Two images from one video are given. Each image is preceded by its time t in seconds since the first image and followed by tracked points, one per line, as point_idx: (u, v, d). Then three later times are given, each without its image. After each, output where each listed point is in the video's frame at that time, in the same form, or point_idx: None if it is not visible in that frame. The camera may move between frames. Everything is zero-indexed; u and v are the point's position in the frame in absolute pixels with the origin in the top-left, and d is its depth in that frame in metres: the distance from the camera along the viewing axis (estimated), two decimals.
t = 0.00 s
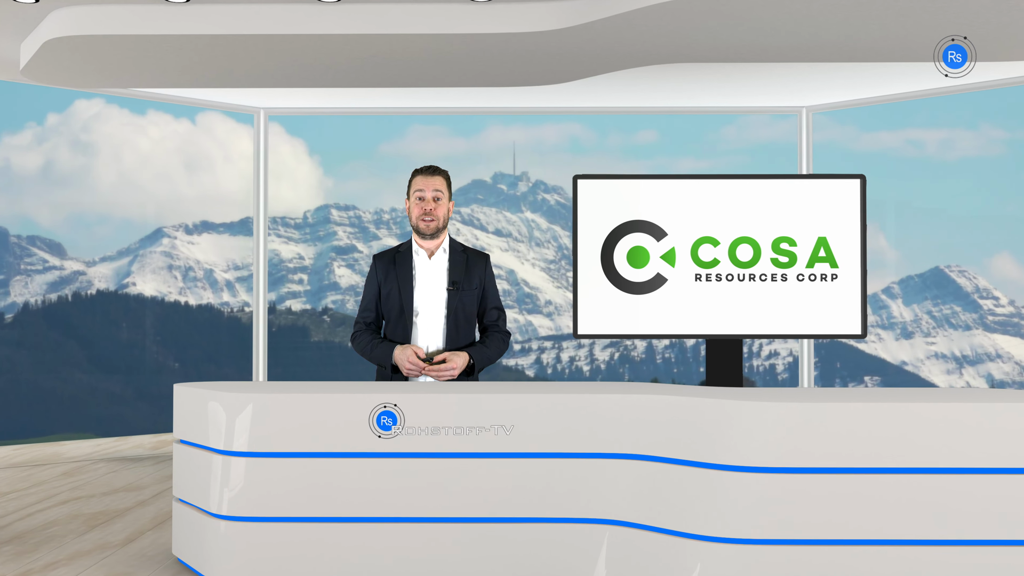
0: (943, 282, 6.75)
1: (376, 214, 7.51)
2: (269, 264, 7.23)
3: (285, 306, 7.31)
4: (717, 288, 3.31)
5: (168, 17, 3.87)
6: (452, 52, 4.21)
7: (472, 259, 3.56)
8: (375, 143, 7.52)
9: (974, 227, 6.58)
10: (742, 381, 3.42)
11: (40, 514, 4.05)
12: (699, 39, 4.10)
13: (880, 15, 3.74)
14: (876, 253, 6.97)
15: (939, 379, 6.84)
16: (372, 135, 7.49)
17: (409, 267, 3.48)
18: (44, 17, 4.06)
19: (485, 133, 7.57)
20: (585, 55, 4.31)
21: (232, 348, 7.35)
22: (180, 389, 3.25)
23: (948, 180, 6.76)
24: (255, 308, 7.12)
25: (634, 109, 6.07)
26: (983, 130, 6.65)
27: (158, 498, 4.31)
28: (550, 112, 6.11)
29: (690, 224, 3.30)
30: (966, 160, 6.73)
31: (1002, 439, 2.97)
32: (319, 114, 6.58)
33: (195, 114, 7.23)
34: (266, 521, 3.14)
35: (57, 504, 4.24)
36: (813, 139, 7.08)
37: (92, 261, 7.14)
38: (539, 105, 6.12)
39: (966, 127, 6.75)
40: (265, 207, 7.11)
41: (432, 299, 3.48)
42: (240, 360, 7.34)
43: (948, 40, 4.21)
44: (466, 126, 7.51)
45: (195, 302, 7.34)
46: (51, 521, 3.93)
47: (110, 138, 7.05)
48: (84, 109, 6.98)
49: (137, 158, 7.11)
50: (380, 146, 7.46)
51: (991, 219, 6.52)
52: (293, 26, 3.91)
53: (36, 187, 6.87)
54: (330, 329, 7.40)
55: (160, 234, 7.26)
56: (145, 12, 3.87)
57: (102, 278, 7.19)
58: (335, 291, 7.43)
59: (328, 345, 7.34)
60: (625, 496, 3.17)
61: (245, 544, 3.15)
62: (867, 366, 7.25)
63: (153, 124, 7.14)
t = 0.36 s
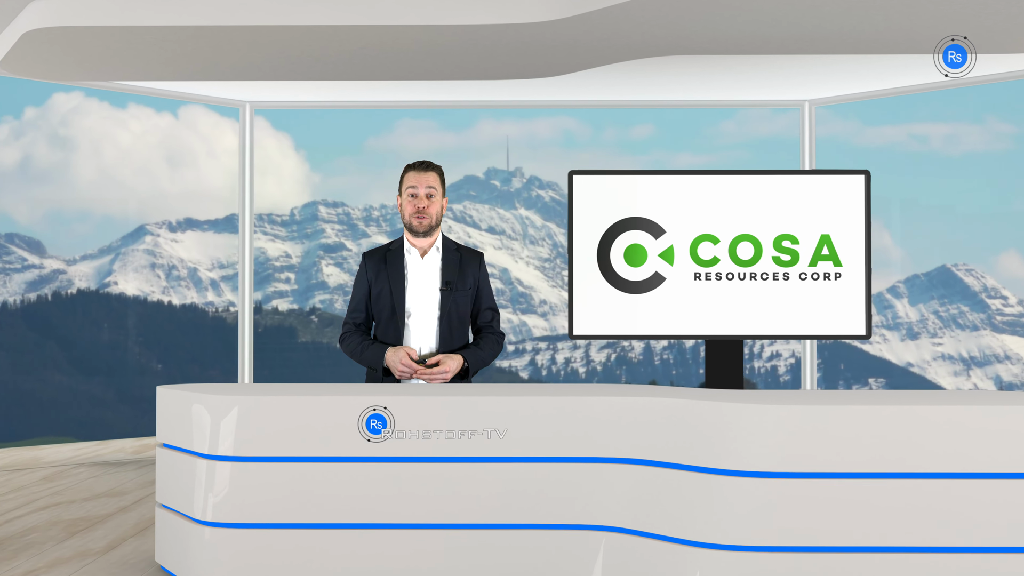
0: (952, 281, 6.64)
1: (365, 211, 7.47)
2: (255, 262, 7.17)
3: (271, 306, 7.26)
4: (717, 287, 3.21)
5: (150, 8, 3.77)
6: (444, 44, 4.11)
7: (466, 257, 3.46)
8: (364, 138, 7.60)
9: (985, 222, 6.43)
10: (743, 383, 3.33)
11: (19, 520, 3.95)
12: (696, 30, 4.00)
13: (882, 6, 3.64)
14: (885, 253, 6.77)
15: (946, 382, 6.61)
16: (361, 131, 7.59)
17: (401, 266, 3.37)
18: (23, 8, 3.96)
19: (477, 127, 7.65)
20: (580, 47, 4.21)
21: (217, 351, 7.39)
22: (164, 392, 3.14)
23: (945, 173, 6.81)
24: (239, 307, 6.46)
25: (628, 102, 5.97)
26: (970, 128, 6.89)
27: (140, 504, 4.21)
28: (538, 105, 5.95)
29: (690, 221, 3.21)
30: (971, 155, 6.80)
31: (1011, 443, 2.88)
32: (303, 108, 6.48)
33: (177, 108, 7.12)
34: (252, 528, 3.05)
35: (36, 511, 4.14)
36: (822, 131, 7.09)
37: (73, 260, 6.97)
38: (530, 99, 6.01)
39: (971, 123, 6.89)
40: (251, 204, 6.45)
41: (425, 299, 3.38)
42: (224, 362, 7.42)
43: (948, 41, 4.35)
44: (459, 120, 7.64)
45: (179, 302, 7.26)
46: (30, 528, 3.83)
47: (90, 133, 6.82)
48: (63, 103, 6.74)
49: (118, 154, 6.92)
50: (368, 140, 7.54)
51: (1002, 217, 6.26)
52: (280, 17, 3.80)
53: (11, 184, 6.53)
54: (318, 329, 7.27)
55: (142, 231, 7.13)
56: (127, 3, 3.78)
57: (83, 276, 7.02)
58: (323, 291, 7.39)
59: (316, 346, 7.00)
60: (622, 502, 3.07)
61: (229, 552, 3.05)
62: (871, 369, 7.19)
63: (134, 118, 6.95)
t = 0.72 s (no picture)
0: (960, 279, 6.54)
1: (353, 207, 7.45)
2: (240, 261, 6.98)
3: (256, 305, 7.06)
4: (716, 286, 3.11)
5: None
6: (435, 35, 4.01)
7: (458, 256, 3.35)
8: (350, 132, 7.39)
9: (1002, 218, 6.32)
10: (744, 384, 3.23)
11: None
12: (694, 21, 3.90)
13: None
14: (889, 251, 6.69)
15: (953, 384, 6.57)
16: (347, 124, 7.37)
17: (391, 266, 3.26)
18: None
19: (467, 121, 7.34)
20: (575, 38, 4.11)
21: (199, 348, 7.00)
22: (145, 395, 3.04)
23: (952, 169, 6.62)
24: (222, 307, 6.66)
25: (622, 95, 5.89)
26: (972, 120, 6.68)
27: (121, 510, 4.12)
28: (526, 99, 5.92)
29: (689, 218, 3.10)
30: (977, 151, 6.60)
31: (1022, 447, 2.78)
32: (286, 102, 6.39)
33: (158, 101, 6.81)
34: (236, 535, 2.95)
35: (12, 518, 4.04)
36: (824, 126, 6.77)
37: (50, 258, 6.73)
38: (520, 93, 5.95)
39: (978, 116, 6.67)
40: (234, 200, 6.65)
41: (417, 300, 3.27)
42: (207, 365, 6.99)
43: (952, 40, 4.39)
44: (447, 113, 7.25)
45: (161, 302, 6.95)
46: (6, 536, 3.73)
47: (67, 126, 6.59)
48: (39, 96, 6.54)
49: (96, 148, 6.66)
50: (354, 134, 7.35)
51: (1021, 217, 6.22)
52: (266, 7, 3.71)
53: None
54: (304, 330, 7.19)
55: (124, 227, 6.87)
56: None
57: (61, 275, 6.77)
58: (309, 289, 7.33)
59: (302, 347, 7.08)
60: (619, 508, 2.97)
61: (212, 560, 2.95)
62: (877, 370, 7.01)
63: (113, 111, 6.69)
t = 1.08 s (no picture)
0: (968, 278, 6.38)
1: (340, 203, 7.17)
2: (221, 258, 6.90)
3: (239, 305, 6.98)
4: (717, 285, 3.01)
5: None
6: (426, 24, 3.90)
7: (450, 254, 3.24)
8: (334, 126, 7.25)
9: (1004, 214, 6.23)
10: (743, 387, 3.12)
11: None
12: (692, 11, 3.80)
13: None
14: (897, 249, 6.54)
15: (961, 387, 6.46)
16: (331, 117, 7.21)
17: (381, 264, 3.16)
18: None
19: (456, 113, 7.21)
20: (570, 28, 4.00)
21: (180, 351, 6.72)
22: (124, 397, 2.93)
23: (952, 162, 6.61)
24: (205, 305, 6.62)
25: (617, 88, 5.78)
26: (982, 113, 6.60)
27: (99, 518, 4.01)
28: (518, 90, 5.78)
29: (688, 215, 3.00)
30: (983, 143, 6.52)
31: None
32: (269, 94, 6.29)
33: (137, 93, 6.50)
34: (219, 543, 2.84)
35: None
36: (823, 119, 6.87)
37: (26, 256, 6.30)
38: (510, 84, 5.84)
39: (984, 108, 6.61)
40: (217, 194, 6.56)
41: (408, 300, 3.16)
42: (191, 366, 6.74)
43: (950, 40, 4.70)
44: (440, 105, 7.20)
45: (141, 301, 6.64)
46: None
47: (42, 118, 6.24)
48: (12, 87, 6.15)
49: (72, 142, 6.34)
50: (338, 129, 7.18)
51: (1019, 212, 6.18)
52: None
53: None
54: (290, 330, 7.07)
55: (101, 225, 6.51)
56: None
57: (37, 274, 6.35)
58: (294, 288, 7.14)
59: (288, 348, 7.00)
60: (615, 515, 2.87)
61: (193, 569, 2.84)
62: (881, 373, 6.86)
63: (89, 104, 6.38)
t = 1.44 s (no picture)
0: (977, 277, 6.29)
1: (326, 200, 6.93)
2: (202, 256, 6.69)
3: (221, 305, 6.76)
4: (717, 284, 2.91)
5: None
6: (416, 13, 3.81)
7: (441, 252, 3.14)
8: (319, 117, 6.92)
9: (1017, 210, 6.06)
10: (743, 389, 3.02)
11: None
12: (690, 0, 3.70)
13: None
14: (902, 246, 6.50)
15: (970, 390, 6.41)
16: (314, 111, 6.88)
17: (369, 261, 3.05)
18: None
19: (444, 105, 7.02)
20: (565, 17, 3.90)
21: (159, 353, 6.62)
22: (102, 401, 2.83)
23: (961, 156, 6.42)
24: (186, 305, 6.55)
25: (611, 79, 5.68)
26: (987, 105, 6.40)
27: (76, 525, 3.91)
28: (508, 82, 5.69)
29: (686, 212, 2.90)
30: (992, 138, 6.30)
31: None
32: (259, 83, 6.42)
33: (113, 85, 6.37)
34: (200, 552, 2.74)
35: None
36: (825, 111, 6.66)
37: None
38: (500, 76, 5.72)
39: (993, 100, 6.36)
40: (198, 191, 6.57)
41: (397, 299, 3.06)
42: (169, 368, 6.64)
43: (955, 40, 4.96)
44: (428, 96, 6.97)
45: (119, 301, 6.53)
46: None
47: (15, 111, 6.09)
48: None
49: (47, 135, 6.23)
50: (322, 121, 6.86)
51: None
52: None
53: None
54: (273, 331, 6.87)
55: (78, 222, 6.43)
56: None
57: (12, 273, 6.25)
58: (278, 287, 6.87)
59: (271, 350, 6.85)
60: (612, 523, 2.77)
61: None
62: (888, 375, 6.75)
63: (63, 95, 6.25)
